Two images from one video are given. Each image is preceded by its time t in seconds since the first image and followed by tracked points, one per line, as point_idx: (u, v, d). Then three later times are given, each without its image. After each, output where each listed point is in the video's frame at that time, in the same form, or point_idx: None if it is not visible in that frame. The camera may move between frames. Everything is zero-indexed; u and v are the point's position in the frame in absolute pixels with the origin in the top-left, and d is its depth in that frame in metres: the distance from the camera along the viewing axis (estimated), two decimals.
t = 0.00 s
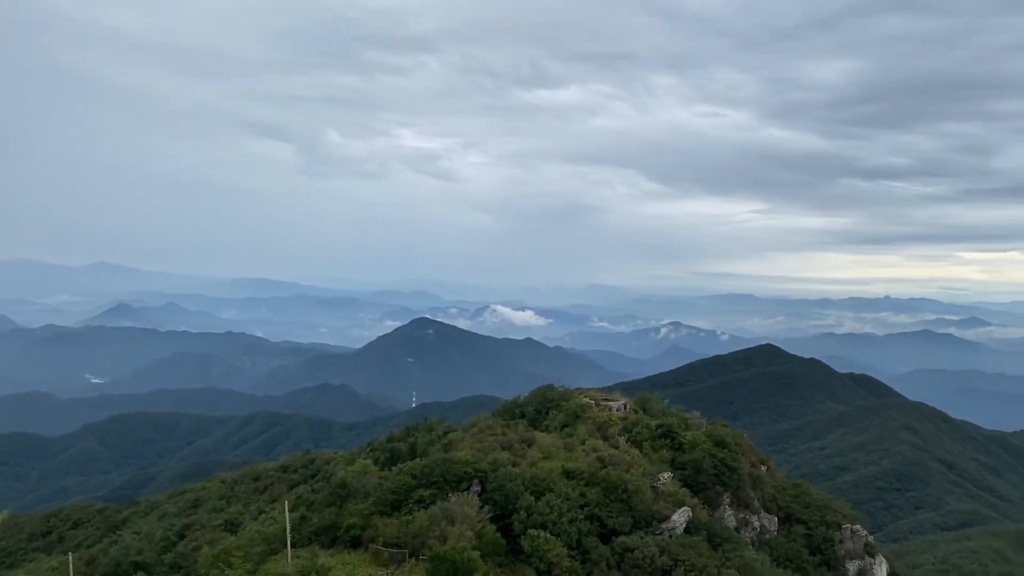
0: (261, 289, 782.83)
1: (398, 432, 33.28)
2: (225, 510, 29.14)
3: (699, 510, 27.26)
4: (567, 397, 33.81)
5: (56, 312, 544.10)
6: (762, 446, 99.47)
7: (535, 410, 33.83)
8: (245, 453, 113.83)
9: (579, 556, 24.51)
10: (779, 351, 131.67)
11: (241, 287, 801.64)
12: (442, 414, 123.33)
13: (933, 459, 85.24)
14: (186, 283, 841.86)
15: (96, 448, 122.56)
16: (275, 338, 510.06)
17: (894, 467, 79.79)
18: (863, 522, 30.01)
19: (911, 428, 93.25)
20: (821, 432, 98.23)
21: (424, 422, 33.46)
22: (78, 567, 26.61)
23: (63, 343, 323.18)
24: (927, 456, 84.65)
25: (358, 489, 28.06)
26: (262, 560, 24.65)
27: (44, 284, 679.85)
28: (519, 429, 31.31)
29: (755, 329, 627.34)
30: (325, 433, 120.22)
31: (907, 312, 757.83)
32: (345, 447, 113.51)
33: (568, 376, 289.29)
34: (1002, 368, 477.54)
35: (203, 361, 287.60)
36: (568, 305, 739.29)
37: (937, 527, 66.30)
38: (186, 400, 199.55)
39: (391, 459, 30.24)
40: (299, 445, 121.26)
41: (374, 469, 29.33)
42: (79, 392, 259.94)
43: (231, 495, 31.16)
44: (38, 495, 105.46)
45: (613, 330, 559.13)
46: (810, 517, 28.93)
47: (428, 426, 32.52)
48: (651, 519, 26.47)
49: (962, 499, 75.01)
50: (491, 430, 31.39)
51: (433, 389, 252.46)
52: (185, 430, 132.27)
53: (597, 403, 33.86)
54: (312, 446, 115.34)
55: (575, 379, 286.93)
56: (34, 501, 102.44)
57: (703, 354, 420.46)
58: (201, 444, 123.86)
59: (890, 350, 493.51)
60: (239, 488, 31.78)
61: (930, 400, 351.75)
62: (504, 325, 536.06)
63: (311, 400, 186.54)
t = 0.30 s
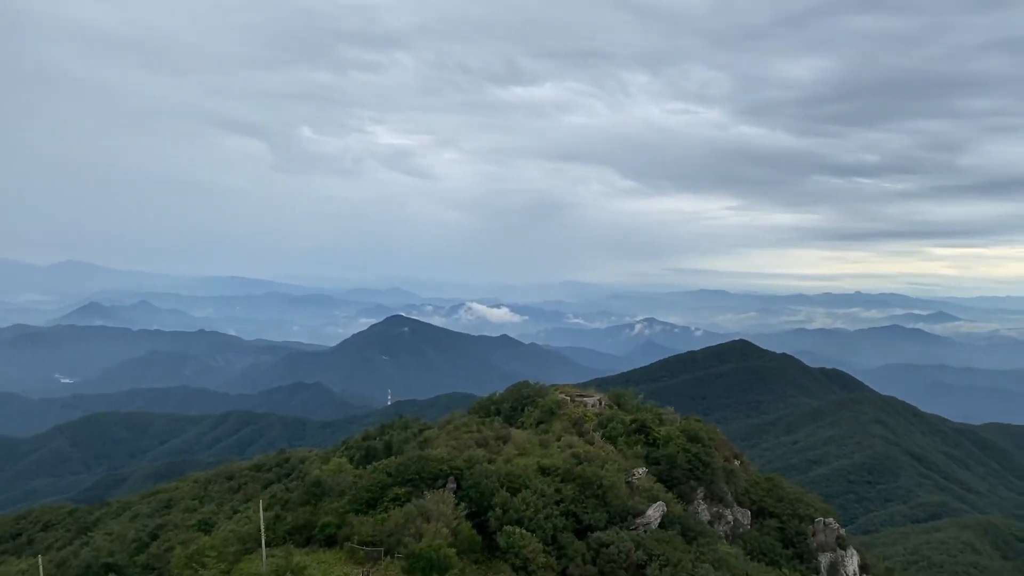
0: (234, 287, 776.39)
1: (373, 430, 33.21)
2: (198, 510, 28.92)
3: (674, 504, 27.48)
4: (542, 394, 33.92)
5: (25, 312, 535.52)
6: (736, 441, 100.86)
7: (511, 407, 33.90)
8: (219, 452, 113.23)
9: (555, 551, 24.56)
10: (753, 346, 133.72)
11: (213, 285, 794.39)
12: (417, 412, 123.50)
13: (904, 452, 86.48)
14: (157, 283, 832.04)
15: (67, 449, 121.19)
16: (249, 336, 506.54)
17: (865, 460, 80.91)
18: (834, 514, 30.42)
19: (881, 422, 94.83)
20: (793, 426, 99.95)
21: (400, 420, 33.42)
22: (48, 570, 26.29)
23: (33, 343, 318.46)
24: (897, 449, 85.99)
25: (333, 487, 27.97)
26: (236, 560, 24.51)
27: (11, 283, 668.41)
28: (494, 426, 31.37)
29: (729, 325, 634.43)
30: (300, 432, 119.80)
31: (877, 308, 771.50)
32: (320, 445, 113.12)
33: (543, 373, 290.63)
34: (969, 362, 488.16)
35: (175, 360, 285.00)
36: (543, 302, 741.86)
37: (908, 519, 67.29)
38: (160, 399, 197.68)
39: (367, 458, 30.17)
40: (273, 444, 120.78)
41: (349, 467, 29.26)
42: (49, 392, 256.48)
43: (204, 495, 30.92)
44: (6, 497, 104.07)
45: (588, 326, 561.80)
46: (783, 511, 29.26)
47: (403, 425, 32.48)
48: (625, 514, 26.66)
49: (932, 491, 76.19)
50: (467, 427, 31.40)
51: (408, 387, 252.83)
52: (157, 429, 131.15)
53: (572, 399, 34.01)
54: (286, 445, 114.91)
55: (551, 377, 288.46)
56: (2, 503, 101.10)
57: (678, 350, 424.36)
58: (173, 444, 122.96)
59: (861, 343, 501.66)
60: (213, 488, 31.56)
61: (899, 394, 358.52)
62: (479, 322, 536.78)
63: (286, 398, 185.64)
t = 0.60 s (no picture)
0: (203, 284, 768.27)
1: (347, 426, 33.16)
2: (170, 508, 28.73)
3: (647, 497, 27.74)
4: (516, 389, 34.07)
5: None
6: (708, 435, 102.28)
7: (485, 402, 33.96)
8: (190, 451, 112.32)
9: (529, 546, 24.69)
10: (724, 340, 135.76)
11: (182, 282, 785.14)
12: (390, 408, 123.49)
13: (872, 444, 87.90)
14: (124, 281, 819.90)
15: (33, 449, 119.25)
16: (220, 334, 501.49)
17: (835, 453, 82.13)
18: (805, 506, 30.87)
19: (850, 414, 96.50)
20: (764, 418, 101.72)
21: (374, 416, 33.43)
22: (15, 571, 25.99)
23: None
24: (866, 442, 87.45)
25: (306, 485, 27.90)
26: (208, 558, 24.35)
27: None
28: (469, 422, 31.44)
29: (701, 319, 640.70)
30: (272, 430, 119.10)
31: (845, 301, 784.36)
32: (292, 443, 112.54)
33: (516, 369, 291.74)
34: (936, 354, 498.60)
35: (145, 358, 281.48)
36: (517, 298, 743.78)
37: (875, 510, 68.56)
38: (130, 399, 195.08)
39: (340, 455, 30.11)
40: (244, 443, 119.95)
41: (323, 465, 29.19)
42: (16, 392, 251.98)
43: (177, 493, 30.67)
44: None
45: (561, 322, 564.45)
46: (754, 503, 29.67)
47: (377, 421, 32.49)
48: (599, 507, 26.84)
49: (900, 482, 77.48)
50: (441, 423, 31.47)
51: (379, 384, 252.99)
52: (126, 428, 129.60)
53: (546, 394, 34.16)
54: (258, 442, 114.23)
55: (523, 372, 289.81)
56: None
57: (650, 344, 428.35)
58: (143, 443, 121.69)
59: (831, 337, 509.94)
60: (185, 486, 31.30)
61: (867, 386, 365.29)
62: (451, 318, 536.91)
63: (256, 396, 184.21)
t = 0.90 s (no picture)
0: (172, 281, 759.23)
1: (317, 423, 33.00)
2: (138, 507, 28.48)
3: (618, 491, 27.89)
4: (488, 384, 34.12)
5: None
6: (680, 429, 103.64)
7: (457, 397, 33.97)
8: (158, 449, 111.38)
9: (501, 541, 24.69)
10: (694, 334, 137.30)
11: (151, 278, 774.67)
12: (362, 404, 123.39)
13: (840, 436, 89.29)
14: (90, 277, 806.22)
15: None
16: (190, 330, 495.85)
17: (803, 446, 83.32)
18: (774, 498, 31.26)
19: (818, 407, 97.99)
20: (734, 412, 103.20)
21: (345, 413, 33.32)
22: None
23: None
24: (834, 434, 88.88)
25: (277, 482, 27.78)
26: (178, 557, 24.15)
27: None
28: (440, 417, 31.47)
29: (672, 313, 646.06)
30: (242, 426, 118.28)
31: (813, 294, 795.73)
32: (262, 440, 111.81)
33: (487, 363, 292.60)
34: (902, 347, 508.46)
35: (112, 355, 277.34)
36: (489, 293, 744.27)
37: (844, 501, 69.66)
38: (99, 397, 192.40)
39: (311, 451, 30.00)
40: (215, 441, 119.01)
41: (293, 462, 29.09)
42: None
43: (145, 492, 30.38)
44: None
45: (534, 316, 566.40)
46: (725, 495, 30.00)
47: (348, 418, 32.39)
48: (571, 502, 26.94)
49: (867, 473, 78.73)
50: (413, 419, 31.42)
51: (350, 380, 252.56)
52: (93, 427, 127.86)
53: (519, 389, 34.27)
54: (229, 439, 113.59)
55: (495, 367, 291.02)
56: None
57: (621, 338, 431.95)
58: (110, 442, 120.21)
59: (801, 330, 517.30)
60: (153, 485, 31.02)
61: (835, 378, 371.62)
62: (423, 313, 536.48)
63: (226, 393, 182.70)
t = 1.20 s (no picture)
0: (137, 276, 747.88)
1: (287, 419, 32.91)
2: (104, 505, 28.18)
3: (588, 483, 28.11)
4: (459, 378, 34.21)
5: None
6: (649, 421, 104.77)
7: (428, 392, 33.96)
8: (125, 446, 110.26)
9: (472, 534, 24.75)
10: (664, 328, 138.69)
11: (114, 273, 762.33)
12: (333, 399, 123.10)
13: (806, 428, 90.82)
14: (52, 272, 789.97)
15: None
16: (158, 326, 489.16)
17: (770, 437, 84.72)
18: (743, 489, 31.69)
19: (784, 398, 99.52)
20: (702, 404, 104.52)
21: (316, 408, 33.26)
22: None
23: None
24: (800, 425, 90.34)
25: (246, 478, 27.68)
26: (144, 555, 23.95)
27: None
28: (412, 412, 31.47)
29: (643, 307, 650.14)
30: (210, 423, 117.34)
31: (779, 288, 806.97)
32: (231, 436, 111.05)
33: (457, 358, 292.87)
34: (868, 338, 517.80)
35: (76, 351, 272.55)
36: (459, 288, 743.49)
37: (810, 491, 70.90)
38: (65, 394, 189.38)
39: (281, 447, 29.93)
40: (182, 437, 117.84)
41: (262, 458, 29.02)
42: None
43: (109, 490, 30.11)
44: None
45: (504, 310, 567.70)
46: (694, 487, 30.39)
47: (318, 413, 32.38)
48: (542, 494, 27.10)
49: (832, 463, 80.12)
50: (384, 413, 31.42)
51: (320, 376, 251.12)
52: (57, 425, 125.97)
53: (489, 382, 34.40)
54: (197, 435, 112.71)
55: (465, 361, 291.42)
56: None
57: (591, 332, 434.81)
58: (74, 440, 118.54)
59: (770, 323, 523.79)
60: (119, 482, 30.76)
61: (801, 370, 377.15)
62: (392, 308, 535.45)
63: (193, 389, 180.86)
